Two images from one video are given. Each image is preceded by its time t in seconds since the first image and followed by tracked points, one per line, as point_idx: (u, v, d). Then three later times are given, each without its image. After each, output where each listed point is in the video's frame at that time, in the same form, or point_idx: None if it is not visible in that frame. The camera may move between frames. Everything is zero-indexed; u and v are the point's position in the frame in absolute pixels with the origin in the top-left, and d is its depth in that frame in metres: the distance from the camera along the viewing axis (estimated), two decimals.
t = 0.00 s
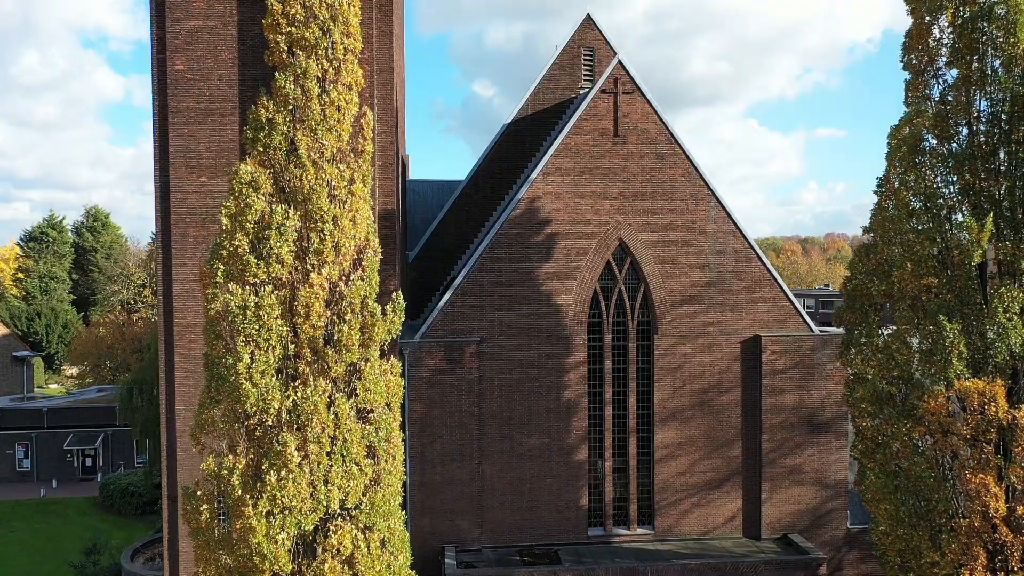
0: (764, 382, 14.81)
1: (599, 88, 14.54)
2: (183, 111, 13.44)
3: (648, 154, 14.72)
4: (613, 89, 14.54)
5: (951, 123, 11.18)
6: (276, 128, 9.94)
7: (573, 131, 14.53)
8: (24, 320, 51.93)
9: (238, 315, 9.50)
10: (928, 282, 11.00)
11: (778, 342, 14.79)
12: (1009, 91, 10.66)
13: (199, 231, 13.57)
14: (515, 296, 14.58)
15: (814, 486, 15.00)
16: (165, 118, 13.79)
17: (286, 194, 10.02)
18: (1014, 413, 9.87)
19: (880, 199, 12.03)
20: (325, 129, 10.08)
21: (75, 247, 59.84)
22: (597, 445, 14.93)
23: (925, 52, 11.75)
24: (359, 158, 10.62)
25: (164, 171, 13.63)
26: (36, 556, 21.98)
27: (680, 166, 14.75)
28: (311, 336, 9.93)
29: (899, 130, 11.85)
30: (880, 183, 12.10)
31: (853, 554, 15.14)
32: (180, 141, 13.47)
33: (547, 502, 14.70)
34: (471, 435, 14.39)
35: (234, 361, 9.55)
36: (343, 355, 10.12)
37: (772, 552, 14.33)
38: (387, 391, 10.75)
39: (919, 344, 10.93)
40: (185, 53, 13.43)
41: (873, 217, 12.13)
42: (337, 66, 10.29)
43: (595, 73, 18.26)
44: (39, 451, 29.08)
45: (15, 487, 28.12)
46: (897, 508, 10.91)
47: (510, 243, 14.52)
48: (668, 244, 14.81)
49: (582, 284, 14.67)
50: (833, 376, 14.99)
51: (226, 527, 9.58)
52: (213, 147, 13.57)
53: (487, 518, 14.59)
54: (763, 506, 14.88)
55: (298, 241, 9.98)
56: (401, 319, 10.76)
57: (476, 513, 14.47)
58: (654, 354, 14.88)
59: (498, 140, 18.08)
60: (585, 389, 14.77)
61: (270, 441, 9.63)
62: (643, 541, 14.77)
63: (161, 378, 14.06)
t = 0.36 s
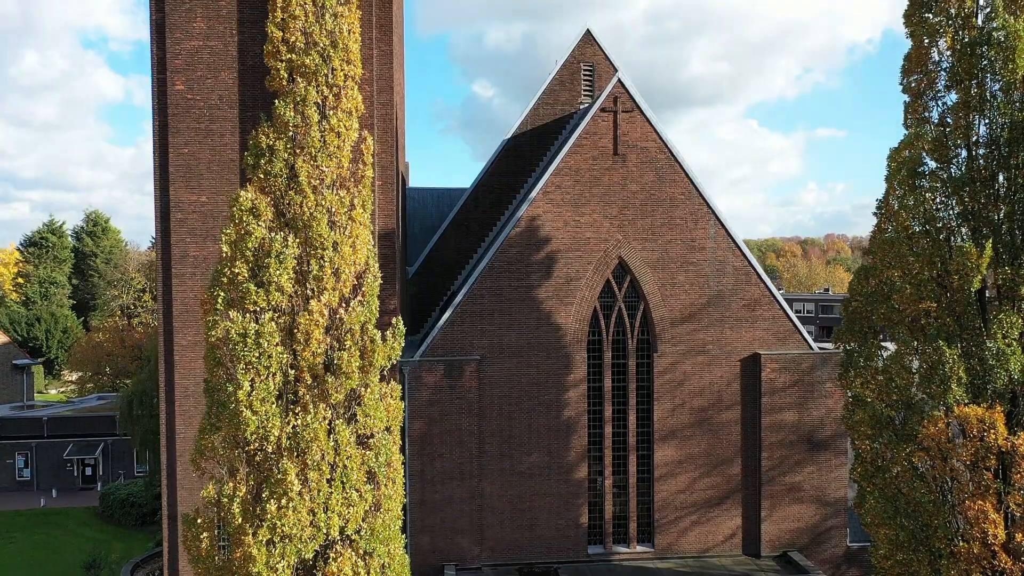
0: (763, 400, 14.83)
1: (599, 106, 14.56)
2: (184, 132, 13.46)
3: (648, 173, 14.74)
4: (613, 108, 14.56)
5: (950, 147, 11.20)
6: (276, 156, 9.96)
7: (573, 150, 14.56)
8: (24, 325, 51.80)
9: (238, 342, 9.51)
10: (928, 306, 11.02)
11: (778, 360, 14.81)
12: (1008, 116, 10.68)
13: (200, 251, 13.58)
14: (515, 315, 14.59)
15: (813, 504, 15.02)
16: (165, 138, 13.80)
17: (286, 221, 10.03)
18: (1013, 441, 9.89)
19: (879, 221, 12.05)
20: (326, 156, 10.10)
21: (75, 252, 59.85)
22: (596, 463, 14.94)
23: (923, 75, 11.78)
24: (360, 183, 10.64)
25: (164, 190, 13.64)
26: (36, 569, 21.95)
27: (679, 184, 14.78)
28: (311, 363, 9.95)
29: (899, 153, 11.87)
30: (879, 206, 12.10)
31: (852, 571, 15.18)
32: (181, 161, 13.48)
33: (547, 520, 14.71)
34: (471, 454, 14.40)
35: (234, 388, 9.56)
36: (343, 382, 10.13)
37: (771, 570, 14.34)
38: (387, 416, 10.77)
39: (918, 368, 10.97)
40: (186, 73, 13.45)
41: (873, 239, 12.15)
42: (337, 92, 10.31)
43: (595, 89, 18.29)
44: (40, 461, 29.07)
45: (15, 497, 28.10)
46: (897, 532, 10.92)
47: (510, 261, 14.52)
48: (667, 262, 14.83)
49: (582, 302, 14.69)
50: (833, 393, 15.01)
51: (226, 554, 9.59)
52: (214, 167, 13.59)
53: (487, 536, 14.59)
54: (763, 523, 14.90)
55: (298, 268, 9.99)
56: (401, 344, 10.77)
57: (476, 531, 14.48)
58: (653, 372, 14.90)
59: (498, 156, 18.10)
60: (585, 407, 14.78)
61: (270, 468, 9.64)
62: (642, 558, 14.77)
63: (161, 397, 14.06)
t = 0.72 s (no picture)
0: (763, 418, 14.84)
1: (599, 125, 14.57)
2: (184, 151, 13.48)
3: (648, 191, 14.76)
4: (613, 126, 14.57)
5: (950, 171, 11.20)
6: (277, 182, 9.96)
7: (573, 168, 14.57)
8: (24, 331, 51.78)
9: (239, 370, 9.52)
10: (927, 330, 11.04)
11: (778, 378, 14.81)
12: (1007, 142, 10.71)
13: (200, 271, 13.59)
14: (515, 333, 14.61)
15: (813, 521, 15.03)
16: (165, 157, 13.82)
17: (286, 247, 10.04)
18: (1012, 467, 9.92)
19: (879, 244, 12.06)
20: (326, 183, 10.12)
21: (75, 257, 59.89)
22: (596, 480, 14.95)
23: (923, 98, 11.81)
24: (360, 209, 10.65)
25: (164, 210, 13.64)
26: None
27: (679, 202, 14.79)
28: (311, 390, 9.98)
29: (898, 176, 11.89)
30: (879, 228, 12.11)
31: None
32: (181, 181, 13.50)
33: (547, 538, 14.72)
34: (471, 472, 14.41)
35: (234, 416, 9.57)
36: (343, 409, 10.16)
37: None
38: (387, 441, 10.79)
39: (918, 392, 11.01)
40: (186, 93, 13.47)
41: (872, 261, 12.16)
42: (338, 118, 10.34)
43: (595, 104, 18.31)
44: (40, 470, 29.09)
45: (15, 507, 28.08)
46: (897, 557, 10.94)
47: (511, 280, 14.54)
48: (667, 280, 14.85)
49: (582, 320, 14.70)
50: (833, 411, 15.02)
51: None
52: (214, 187, 13.60)
53: (487, 554, 14.60)
54: (763, 541, 14.91)
55: (298, 295, 10.00)
56: (401, 369, 10.81)
57: (476, 549, 14.49)
58: (653, 390, 14.91)
59: (498, 170, 18.11)
60: (585, 425, 14.79)
61: (270, 496, 9.65)
62: None
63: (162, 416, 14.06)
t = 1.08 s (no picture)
0: (763, 436, 14.85)
1: (599, 143, 14.58)
2: (184, 171, 13.48)
3: (648, 209, 14.78)
4: (613, 144, 14.58)
5: (949, 196, 11.21)
6: (277, 209, 9.96)
7: (573, 187, 14.59)
8: (24, 336, 51.73)
9: (240, 398, 9.52)
10: (927, 354, 11.05)
11: (778, 396, 14.81)
12: (1006, 167, 10.73)
13: (200, 291, 13.59)
14: (515, 351, 14.62)
15: (813, 539, 15.05)
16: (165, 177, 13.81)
17: (287, 274, 10.05)
18: (1012, 493, 9.93)
19: (879, 266, 12.07)
20: (327, 209, 10.14)
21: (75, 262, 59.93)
22: (597, 498, 14.96)
23: (922, 121, 11.84)
24: (360, 234, 10.67)
25: (164, 230, 13.63)
26: None
27: (679, 220, 14.80)
28: (312, 417, 10.01)
29: (898, 198, 11.91)
30: (879, 250, 12.11)
31: None
32: (181, 201, 13.50)
33: (547, 556, 14.72)
34: (471, 490, 14.42)
35: (235, 444, 9.56)
36: (343, 435, 10.19)
37: None
38: (387, 465, 10.81)
39: (918, 416, 11.02)
40: (187, 112, 13.48)
41: (871, 282, 12.18)
42: (339, 145, 10.35)
43: (595, 119, 18.33)
44: (40, 479, 29.06)
45: (15, 516, 28.06)
46: None
47: (511, 298, 14.54)
48: (667, 298, 14.86)
49: (582, 338, 14.71)
50: (832, 429, 15.03)
51: None
52: (214, 206, 13.60)
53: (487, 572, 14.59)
54: (763, 559, 14.91)
55: (298, 322, 10.00)
56: (401, 394, 10.84)
57: (476, 568, 14.48)
58: (653, 408, 14.92)
59: (498, 185, 18.11)
60: (585, 443, 14.80)
61: (271, 523, 9.65)
62: None
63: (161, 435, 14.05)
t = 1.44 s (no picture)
0: (763, 454, 14.87)
1: (599, 162, 14.59)
2: (186, 191, 13.50)
3: (648, 227, 14.80)
4: (613, 163, 14.60)
5: (950, 220, 11.21)
6: (278, 236, 9.98)
7: (573, 205, 14.60)
8: (24, 342, 51.72)
9: (241, 426, 9.53)
10: (927, 378, 11.08)
11: (778, 414, 14.83)
12: (1007, 192, 10.70)
13: (201, 310, 13.61)
14: (515, 370, 14.63)
15: (813, 556, 15.07)
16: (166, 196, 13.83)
17: (288, 301, 10.07)
18: (1011, 520, 9.93)
19: (879, 288, 12.09)
20: (328, 236, 10.16)
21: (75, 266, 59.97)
22: (597, 516, 14.98)
23: (921, 144, 11.81)
24: (361, 260, 10.69)
25: (164, 249, 13.64)
26: None
27: (679, 238, 14.83)
28: (313, 444, 10.06)
29: (897, 221, 11.91)
30: (879, 272, 12.13)
31: None
32: (182, 221, 13.52)
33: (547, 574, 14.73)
34: (471, 509, 14.42)
35: (235, 471, 9.57)
36: (344, 462, 10.21)
37: None
38: (388, 490, 10.83)
39: (918, 440, 11.05)
40: (187, 133, 13.49)
41: (871, 305, 12.20)
42: (339, 171, 10.37)
43: (595, 134, 18.47)
44: (40, 488, 29.06)
45: (16, 526, 28.07)
46: None
47: (511, 316, 14.55)
48: (667, 317, 14.88)
49: (582, 357, 14.73)
50: (832, 446, 15.05)
51: None
52: (215, 226, 13.61)
53: None
54: None
55: (299, 349, 10.02)
56: (402, 419, 10.90)
57: None
58: (653, 426, 14.93)
59: (498, 200, 18.11)
60: (585, 461, 14.81)
61: (272, 550, 9.67)
62: None
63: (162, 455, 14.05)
